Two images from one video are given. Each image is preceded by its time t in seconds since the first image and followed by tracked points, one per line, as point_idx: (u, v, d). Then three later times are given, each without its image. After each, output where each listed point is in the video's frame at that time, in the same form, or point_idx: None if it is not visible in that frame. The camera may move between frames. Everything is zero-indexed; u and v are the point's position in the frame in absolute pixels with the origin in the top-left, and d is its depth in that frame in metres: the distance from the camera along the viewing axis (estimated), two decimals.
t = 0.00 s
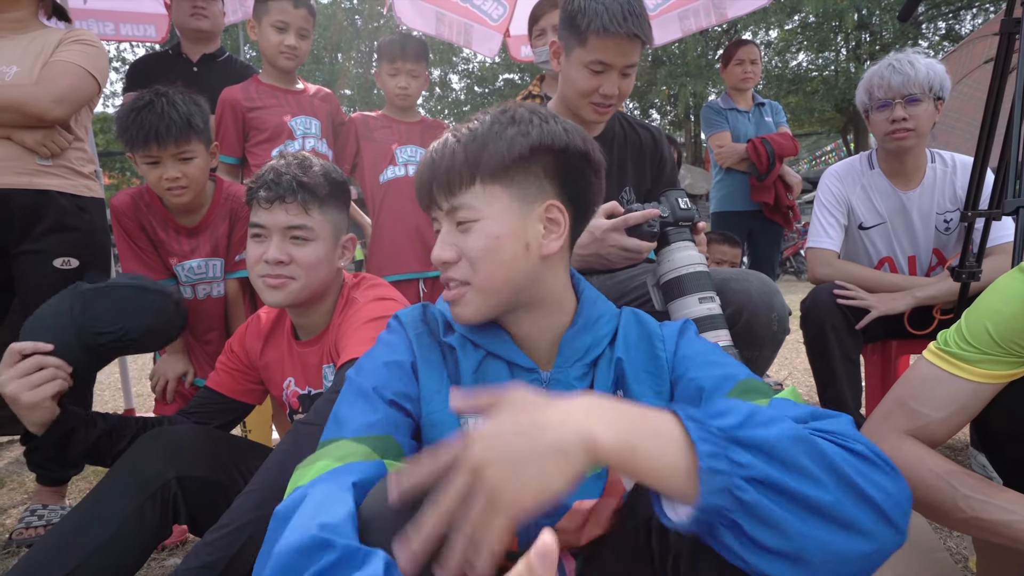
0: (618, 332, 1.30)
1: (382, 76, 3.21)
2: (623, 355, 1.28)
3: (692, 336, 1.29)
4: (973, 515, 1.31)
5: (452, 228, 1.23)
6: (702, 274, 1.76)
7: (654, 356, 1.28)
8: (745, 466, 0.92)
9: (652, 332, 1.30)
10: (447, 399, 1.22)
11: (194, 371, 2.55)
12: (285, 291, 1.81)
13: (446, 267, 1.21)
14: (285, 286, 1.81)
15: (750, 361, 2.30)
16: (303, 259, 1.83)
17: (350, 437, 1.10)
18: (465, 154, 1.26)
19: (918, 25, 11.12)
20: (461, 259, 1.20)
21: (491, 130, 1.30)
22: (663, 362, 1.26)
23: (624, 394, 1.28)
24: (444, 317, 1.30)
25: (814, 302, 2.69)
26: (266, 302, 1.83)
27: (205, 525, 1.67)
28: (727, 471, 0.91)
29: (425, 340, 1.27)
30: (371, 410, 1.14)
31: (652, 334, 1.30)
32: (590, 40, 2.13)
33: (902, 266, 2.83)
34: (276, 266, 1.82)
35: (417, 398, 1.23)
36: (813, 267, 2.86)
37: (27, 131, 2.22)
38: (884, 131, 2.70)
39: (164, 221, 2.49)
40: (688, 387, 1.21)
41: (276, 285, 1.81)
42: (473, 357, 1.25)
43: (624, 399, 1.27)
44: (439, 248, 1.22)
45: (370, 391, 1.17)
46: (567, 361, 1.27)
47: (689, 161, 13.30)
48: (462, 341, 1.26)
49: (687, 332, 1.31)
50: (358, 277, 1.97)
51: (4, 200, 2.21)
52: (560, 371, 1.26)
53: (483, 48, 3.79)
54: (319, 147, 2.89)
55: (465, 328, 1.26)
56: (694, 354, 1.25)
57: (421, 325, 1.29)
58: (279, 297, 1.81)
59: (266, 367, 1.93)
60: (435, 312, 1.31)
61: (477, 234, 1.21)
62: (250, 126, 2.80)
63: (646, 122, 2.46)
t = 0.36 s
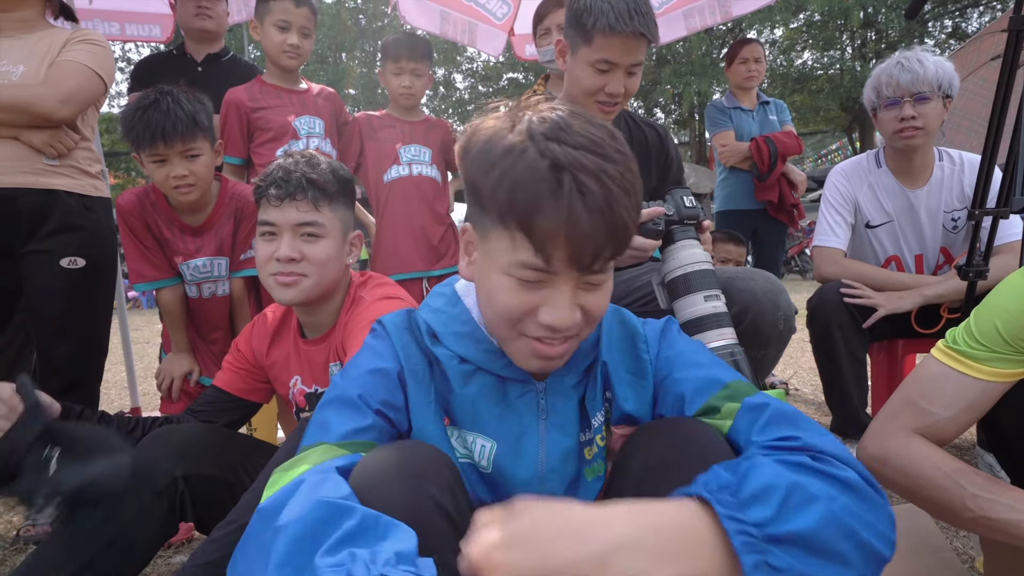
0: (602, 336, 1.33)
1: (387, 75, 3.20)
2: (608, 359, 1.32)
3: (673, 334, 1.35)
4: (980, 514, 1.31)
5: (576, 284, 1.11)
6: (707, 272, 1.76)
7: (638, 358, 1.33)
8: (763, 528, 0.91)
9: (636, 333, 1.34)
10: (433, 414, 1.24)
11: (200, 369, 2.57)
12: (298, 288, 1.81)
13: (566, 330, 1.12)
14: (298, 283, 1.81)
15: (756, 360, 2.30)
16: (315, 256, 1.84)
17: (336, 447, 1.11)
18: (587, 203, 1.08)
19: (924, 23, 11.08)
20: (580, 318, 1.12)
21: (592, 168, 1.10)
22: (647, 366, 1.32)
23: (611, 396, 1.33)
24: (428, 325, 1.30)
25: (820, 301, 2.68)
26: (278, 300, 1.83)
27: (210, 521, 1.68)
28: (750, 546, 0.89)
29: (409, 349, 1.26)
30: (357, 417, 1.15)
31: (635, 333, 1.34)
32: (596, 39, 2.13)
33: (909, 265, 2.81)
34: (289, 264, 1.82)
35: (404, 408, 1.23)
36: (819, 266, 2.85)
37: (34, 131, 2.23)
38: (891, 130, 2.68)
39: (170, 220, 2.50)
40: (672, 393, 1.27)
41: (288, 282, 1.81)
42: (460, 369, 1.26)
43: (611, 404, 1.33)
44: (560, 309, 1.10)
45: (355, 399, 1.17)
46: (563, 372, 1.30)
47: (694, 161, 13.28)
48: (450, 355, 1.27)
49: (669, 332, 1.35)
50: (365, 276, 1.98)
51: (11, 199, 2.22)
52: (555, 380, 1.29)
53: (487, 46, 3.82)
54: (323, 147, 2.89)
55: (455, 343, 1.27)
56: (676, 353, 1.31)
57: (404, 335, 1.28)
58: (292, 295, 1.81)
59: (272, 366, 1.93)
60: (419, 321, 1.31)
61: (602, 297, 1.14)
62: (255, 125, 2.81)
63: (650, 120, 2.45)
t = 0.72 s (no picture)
0: (610, 356, 1.39)
1: (387, 80, 3.21)
2: (619, 378, 1.38)
3: (680, 351, 1.41)
4: (971, 528, 1.31)
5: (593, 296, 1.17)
6: (702, 281, 1.77)
7: (646, 376, 1.39)
8: None
9: (641, 352, 1.40)
10: (443, 430, 1.29)
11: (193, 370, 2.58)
12: (296, 291, 1.81)
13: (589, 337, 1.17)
14: (296, 286, 1.81)
15: (750, 371, 2.30)
16: (311, 259, 1.84)
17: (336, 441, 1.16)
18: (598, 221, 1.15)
19: (922, 39, 11.16)
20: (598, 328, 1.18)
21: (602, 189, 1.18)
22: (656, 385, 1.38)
23: (622, 414, 1.39)
24: (435, 346, 1.34)
25: (814, 314, 2.68)
26: (275, 302, 1.82)
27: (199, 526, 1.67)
28: None
29: (418, 366, 1.31)
30: (373, 426, 1.21)
31: (640, 352, 1.41)
32: (596, 49, 2.14)
33: (903, 279, 2.82)
34: (285, 267, 1.82)
35: (411, 425, 1.29)
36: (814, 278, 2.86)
37: (34, 129, 2.23)
38: (889, 144, 2.69)
39: (165, 220, 2.50)
40: (688, 408, 1.34)
41: (285, 285, 1.81)
42: (475, 387, 1.31)
43: (623, 421, 1.38)
44: (581, 320, 1.15)
45: (369, 409, 1.21)
46: (575, 386, 1.35)
47: (692, 171, 13.32)
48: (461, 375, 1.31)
49: (675, 350, 1.41)
50: (361, 279, 1.98)
51: (9, 197, 2.22)
52: (566, 396, 1.34)
53: (487, 52, 3.84)
54: (321, 150, 2.90)
55: (463, 362, 1.32)
56: (685, 374, 1.37)
57: (415, 353, 1.33)
58: (291, 297, 1.80)
59: (266, 367, 1.94)
60: (426, 341, 1.34)
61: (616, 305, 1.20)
62: (252, 128, 2.81)
63: (648, 130, 2.46)
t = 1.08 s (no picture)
0: (592, 331, 1.43)
1: (378, 77, 3.20)
2: (599, 353, 1.41)
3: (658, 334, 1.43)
4: (954, 525, 1.32)
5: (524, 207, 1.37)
6: (690, 281, 1.76)
7: (624, 353, 1.41)
8: (756, 511, 1.07)
9: (620, 332, 1.43)
10: (438, 405, 1.34)
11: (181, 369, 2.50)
12: (284, 291, 1.81)
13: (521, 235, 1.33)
14: (283, 286, 1.80)
15: (738, 369, 2.31)
16: (299, 258, 1.83)
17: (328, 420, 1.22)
18: (519, 151, 1.42)
19: (913, 40, 11.21)
20: (533, 229, 1.35)
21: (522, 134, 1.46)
22: (632, 360, 1.40)
23: (600, 389, 1.40)
24: (439, 321, 1.40)
25: (803, 313, 2.68)
26: (263, 303, 1.82)
27: (188, 524, 1.66)
28: (747, 530, 1.06)
29: (424, 342, 1.38)
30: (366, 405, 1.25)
31: (620, 332, 1.43)
32: (584, 48, 2.14)
33: (892, 277, 2.84)
34: (273, 267, 1.82)
35: (411, 399, 1.34)
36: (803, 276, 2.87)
37: (21, 125, 2.22)
38: (877, 144, 2.71)
39: (152, 217, 2.49)
40: (665, 381, 1.36)
41: (273, 285, 1.80)
42: (471, 357, 1.37)
43: (601, 394, 1.40)
44: (513, 218, 1.34)
45: (372, 386, 1.27)
46: (558, 357, 1.39)
47: (685, 170, 13.34)
48: (461, 342, 1.37)
49: (654, 332, 1.43)
50: (349, 277, 1.97)
51: None
52: (553, 366, 1.39)
53: (478, 50, 3.85)
54: (310, 147, 2.89)
55: (465, 330, 1.37)
56: (664, 352, 1.38)
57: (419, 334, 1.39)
58: (278, 298, 1.80)
59: (255, 365, 1.92)
60: (430, 317, 1.40)
61: (550, 215, 1.38)
62: (241, 124, 2.80)
63: (638, 128, 2.46)
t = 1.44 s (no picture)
0: (598, 328, 1.44)
1: (376, 77, 3.20)
2: (606, 350, 1.41)
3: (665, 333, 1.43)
4: (961, 516, 1.32)
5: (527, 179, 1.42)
6: (688, 280, 1.76)
7: (629, 352, 1.42)
8: (757, 526, 1.04)
9: (626, 331, 1.43)
10: (437, 409, 1.33)
11: (181, 370, 2.53)
12: (278, 291, 1.81)
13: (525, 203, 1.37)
14: (278, 286, 1.81)
15: (738, 366, 2.31)
16: (294, 259, 1.83)
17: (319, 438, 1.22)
18: (520, 133, 1.52)
19: (910, 35, 11.21)
20: (537, 198, 1.38)
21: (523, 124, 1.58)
22: (638, 359, 1.40)
23: (605, 386, 1.40)
24: (438, 317, 1.40)
25: (803, 309, 2.69)
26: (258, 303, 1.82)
27: (190, 526, 1.68)
28: (750, 546, 1.02)
29: (422, 343, 1.37)
30: (360, 416, 1.24)
31: (627, 331, 1.44)
32: (579, 47, 2.14)
33: (890, 272, 2.84)
34: (269, 268, 1.82)
35: (410, 405, 1.33)
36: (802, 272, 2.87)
37: (20, 128, 2.22)
38: (876, 141, 2.72)
39: (152, 218, 2.49)
40: (670, 379, 1.35)
41: (267, 285, 1.81)
42: (472, 352, 1.37)
43: (606, 392, 1.39)
44: (516, 187, 1.38)
45: (364, 395, 1.26)
46: (564, 352, 1.39)
47: (683, 167, 13.35)
48: (462, 338, 1.37)
49: (660, 332, 1.44)
50: (349, 277, 1.97)
51: None
52: (560, 360, 1.38)
53: (476, 49, 3.86)
54: (308, 147, 2.89)
55: (465, 325, 1.38)
56: (671, 353, 1.39)
57: (416, 333, 1.38)
58: (272, 298, 1.80)
59: (254, 366, 1.92)
60: (426, 313, 1.40)
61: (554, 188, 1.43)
62: (239, 125, 2.80)
63: (636, 125, 2.46)
